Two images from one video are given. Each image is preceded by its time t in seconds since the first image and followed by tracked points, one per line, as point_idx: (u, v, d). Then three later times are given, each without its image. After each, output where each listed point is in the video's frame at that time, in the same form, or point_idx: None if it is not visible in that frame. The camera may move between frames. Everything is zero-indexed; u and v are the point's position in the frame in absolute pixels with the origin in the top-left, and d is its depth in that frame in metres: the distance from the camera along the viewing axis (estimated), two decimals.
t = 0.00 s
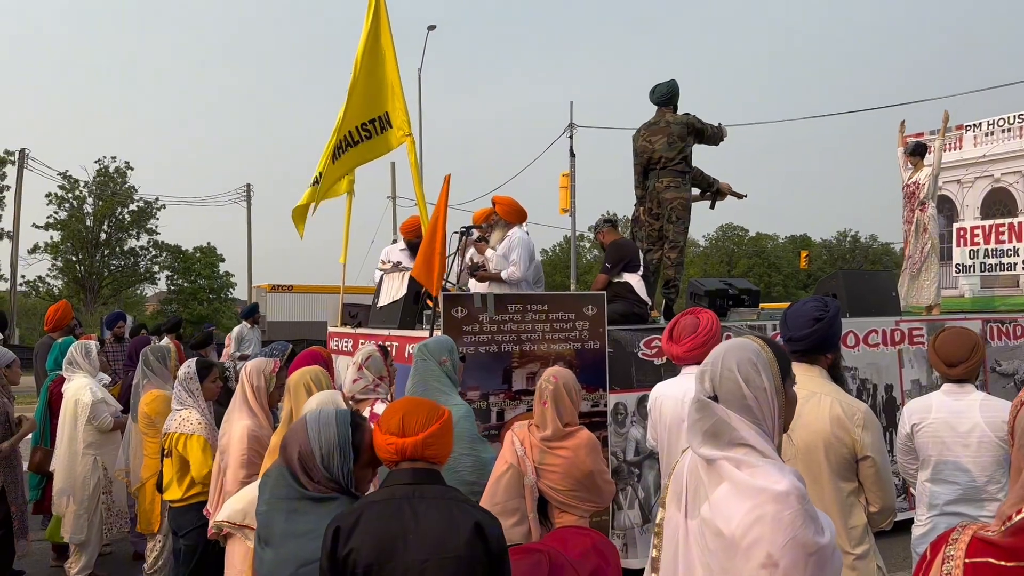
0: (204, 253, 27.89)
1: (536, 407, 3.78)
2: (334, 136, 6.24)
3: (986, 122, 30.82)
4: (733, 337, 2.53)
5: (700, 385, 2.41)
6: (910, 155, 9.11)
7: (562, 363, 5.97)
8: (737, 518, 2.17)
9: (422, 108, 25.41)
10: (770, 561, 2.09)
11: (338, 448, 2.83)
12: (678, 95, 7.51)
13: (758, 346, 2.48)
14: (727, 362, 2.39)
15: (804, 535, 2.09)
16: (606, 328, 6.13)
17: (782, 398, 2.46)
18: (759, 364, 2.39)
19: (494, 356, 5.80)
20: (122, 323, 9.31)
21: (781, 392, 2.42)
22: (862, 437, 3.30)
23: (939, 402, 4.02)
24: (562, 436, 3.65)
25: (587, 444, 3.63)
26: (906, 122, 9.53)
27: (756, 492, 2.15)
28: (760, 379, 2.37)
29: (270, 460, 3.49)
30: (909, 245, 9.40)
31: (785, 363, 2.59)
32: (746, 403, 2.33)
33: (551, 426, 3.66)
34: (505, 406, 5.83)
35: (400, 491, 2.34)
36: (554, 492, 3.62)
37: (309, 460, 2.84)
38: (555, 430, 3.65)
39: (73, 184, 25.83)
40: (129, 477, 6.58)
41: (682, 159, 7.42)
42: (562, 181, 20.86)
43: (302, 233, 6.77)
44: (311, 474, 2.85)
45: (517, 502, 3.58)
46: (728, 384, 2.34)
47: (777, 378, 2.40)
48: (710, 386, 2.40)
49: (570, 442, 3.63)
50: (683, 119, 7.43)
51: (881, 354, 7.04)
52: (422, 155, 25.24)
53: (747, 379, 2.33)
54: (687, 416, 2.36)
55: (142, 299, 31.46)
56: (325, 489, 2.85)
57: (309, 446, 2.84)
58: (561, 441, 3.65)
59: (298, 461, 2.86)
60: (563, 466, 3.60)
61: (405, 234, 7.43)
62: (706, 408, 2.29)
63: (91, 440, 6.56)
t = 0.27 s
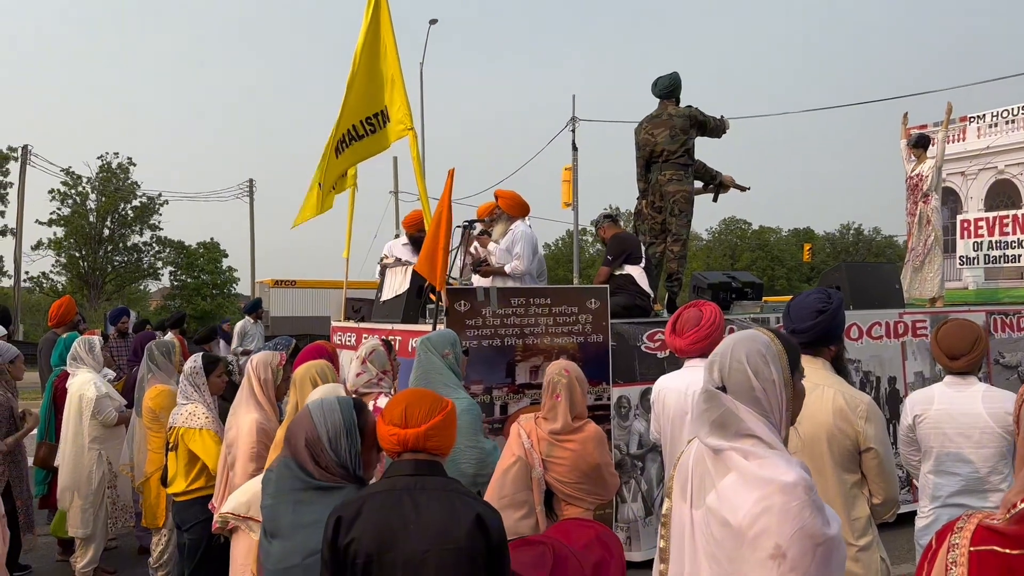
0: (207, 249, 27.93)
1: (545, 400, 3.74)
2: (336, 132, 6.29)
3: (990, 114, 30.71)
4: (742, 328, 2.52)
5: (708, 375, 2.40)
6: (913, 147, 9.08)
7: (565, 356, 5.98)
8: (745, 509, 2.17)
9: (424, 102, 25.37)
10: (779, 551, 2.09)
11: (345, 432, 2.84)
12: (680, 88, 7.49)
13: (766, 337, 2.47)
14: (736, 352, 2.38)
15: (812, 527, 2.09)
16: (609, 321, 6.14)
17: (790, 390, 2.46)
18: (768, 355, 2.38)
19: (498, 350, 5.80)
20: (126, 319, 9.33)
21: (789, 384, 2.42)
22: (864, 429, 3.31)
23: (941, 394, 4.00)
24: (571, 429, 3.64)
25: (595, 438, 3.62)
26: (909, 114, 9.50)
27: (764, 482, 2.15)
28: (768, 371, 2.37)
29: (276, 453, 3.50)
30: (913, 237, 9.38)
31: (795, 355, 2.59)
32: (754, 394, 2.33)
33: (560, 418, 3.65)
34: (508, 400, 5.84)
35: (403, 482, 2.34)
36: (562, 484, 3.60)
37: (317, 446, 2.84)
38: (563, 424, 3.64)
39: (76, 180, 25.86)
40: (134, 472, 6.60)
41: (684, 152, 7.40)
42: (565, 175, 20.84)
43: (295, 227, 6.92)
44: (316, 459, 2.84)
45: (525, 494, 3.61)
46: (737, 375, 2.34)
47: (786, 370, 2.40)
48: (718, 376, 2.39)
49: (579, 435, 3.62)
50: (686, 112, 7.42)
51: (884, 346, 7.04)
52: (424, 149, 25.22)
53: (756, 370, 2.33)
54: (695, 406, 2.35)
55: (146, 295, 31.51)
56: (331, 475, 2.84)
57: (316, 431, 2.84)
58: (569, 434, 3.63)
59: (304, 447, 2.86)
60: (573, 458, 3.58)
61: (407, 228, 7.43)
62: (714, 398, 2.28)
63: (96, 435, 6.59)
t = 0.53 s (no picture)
0: (208, 245, 27.93)
1: (551, 393, 3.76)
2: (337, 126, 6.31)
3: (992, 106, 30.62)
4: (745, 320, 2.52)
5: (715, 366, 2.39)
6: (914, 139, 9.05)
7: (566, 350, 5.97)
8: (757, 500, 2.16)
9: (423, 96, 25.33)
10: (795, 541, 2.09)
11: (353, 417, 2.90)
12: (681, 80, 7.47)
13: (772, 329, 2.47)
14: (741, 344, 2.38)
15: (825, 517, 2.10)
16: (610, 315, 6.11)
17: (795, 382, 2.47)
18: (774, 347, 2.38)
19: (498, 344, 5.79)
20: (126, 314, 9.33)
21: (794, 376, 2.42)
22: (865, 422, 3.30)
23: (940, 385, 4.01)
24: (577, 424, 3.68)
25: (600, 431, 3.70)
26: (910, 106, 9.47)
27: (777, 473, 2.15)
28: (775, 363, 2.36)
29: (277, 446, 3.49)
30: (913, 230, 9.36)
31: (799, 348, 2.58)
32: (761, 386, 2.33)
33: (567, 412, 3.69)
34: (509, 394, 5.83)
35: (398, 477, 2.33)
36: (566, 478, 3.65)
37: (326, 432, 2.86)
38: (569, 417, 3.68)
39: (76, 176, 25.84)
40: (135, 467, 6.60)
41: (685, 145, 7.38)
42: (565, 169, 20.80)
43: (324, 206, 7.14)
44: (324, 445, 2.85)
45: (533, 489, 3.60)
46: (744, 367, 2.33)
47: (791, 363, 2.40)
48: (724, 368, 2.38)
49: (585, 429, 3.67)
50: (686, 104, 7.40)
51: (885, 339, 7.03)
52: (424, 144, 25.18)
53: (763, 362, 2.33)
54: (701, 398, 2.34)
55: (146, 291, 31.52)
56: (339, 462, 2.86)
57: (326, 416, 2.86)
58: (575, 428, 3.68)
59: (311, 434, 2.86)
60: (578, 453, 3.64)
61: (407, 222, 7.42)
62: (722, 390, 2.27)
63: (97, 430, 6.59)
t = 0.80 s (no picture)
0: (206, 240, 27.90)
1: (554, 387, 3.72)
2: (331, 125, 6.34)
3: (990, 98, 30.59)
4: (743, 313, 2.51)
5: (713, 360, 2.38)
6: (913, 132, 9.04)
7: (564, 344, 5.98)
8: (758, 494, 2.17)
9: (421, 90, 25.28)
10: (797, 533, 2.09)
11: (353, 407, 2.92)
12: (679, 74, 7.45)
13: (770, 321, 2.46)
14: (740, 336, 2.37)
15: (826, 509, 2.10)
16: (609, 309, 6.14)
17: (794, 375, 2.46)
18: (773, 339, 2.37)
19: (497, 339, 5.79)
20: (125, 310, 9.32)
21: (794, 368, 2.42)
22: (863, 414, 3.30)
23: (935, 377, 4.01)
24: (580, 417, 3.67)
25: (601, 425, 3.70)
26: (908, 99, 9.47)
27: (777, 466, 2.15)
28: (774, 355, 2.36)
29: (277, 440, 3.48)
30: (912, 223, 9.36)
31: (797, 340, 2.57)
32: (761, 378, 2.32)
33: (570, 406, 3.67)
34: (508, 388, 5.84)
35: (395, 474, 2.33)
36: (568, 472, 3.64)
37: (326, 422, 2.86)
38: (573, 410, 3.67)
39: (74, 171, 25.80)
40: (134, 462, 6.61)
41: (683, 139, 7.37)
42: (564, 163, 20.78)
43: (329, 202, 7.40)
44: (325, 435, 2.85)
45: (537, 483, 3.59)
46: (743, 359, 2.33)
47: (790, 354, 2.39)
48: (723, 362, 2.37)
49: (588, 423, 3.66)
50: (684, 98, 7.38)
51: (883, 332, 7.04)
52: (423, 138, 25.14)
53: (762, 354, 2.32)
54: (701, 392, 2.34)
55: (144, 286, 31.50)
56: (339, 453, 2.87)
57: (325, 407, 2.87)
58: (578, 421, 3.67)
59: (311, 425, 2.85)
60: (581, 447, 3.64)
61: (405, 216, 7.41)
62: (721, 383, 2.27)
63: (95, 426, 6.59)
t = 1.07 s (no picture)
0: (201, 236, 27.84)
1: (553, 380, 3.77)
2: (318, 112, 6.15)
3: (985, 91, 30.61)
4: (740, 306, 2.51)
5: (710, 354, 2.40)
6: (908, 125, 9.05)
7: (560, 338, 5.98)
8: (754, 490, 2.17)
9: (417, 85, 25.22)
10: (792, 530, 2.09)
11: (347, 402, 2.92)
12: (674, 68, 7.45)
13: (767, 313, 2.45)
14: (736, 330, 2.37)
15: (822, 505, 2.10)
16: (604, 303, 6.13)
17: (791, 368, 2.45)
18: (770, 332, 2.37)
19: (493, 333, 5.79)
20: (120, 306, 9.30)
21: (791, 360, 2.41)
22: (857, 407, 3.31)
23: (930, 369, 4.04)
24: (580, 411, 3.71)
25: (598, 419, 3.74)
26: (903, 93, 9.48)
27: (773, 462, 2.15)
28: (770, 348, 2.35)
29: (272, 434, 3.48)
30: (907, 216, 9.37)
31: (795, 332, 2.56)
32: (758, 372, 2.32)
33: (570, 400, 3.72)
34: (504, 382, 5.83)
35: (391, 471, 2.32)
36: (567, 466, 3.66)
37: (320, 416, 2.87)
38: (573, 404, 3.71)
39: (68, 167, 25.71)
40: (129, 458, 6.60)
41: (679, 133, 7.37)
42: (559, 158, 20.76)
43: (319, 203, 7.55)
44: (319, 429, 2.86)
45: (537, 477, 3.59)
46: (739, 354, 2.33)
47: (787, 347, 2.39)
48: (721, 356, 2.38)
49: (588, 417, 3.70)
50: (680, 92, 7.38)
51: (878, 325, 7.05)
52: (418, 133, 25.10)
53: (758, 348, 2.32)
54: (698, 386, 2.34)
55: (139, 283, 31.42)
56: (333, 446, 2.88)
57: (319, 401, 2.88)
58: (578, 415, 3.70)
59: (306, 419, 2.87)
60: (579, 441, 3.66)
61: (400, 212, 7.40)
62: (718, 378, 2.28)
63: (90, 422, 6.58)
